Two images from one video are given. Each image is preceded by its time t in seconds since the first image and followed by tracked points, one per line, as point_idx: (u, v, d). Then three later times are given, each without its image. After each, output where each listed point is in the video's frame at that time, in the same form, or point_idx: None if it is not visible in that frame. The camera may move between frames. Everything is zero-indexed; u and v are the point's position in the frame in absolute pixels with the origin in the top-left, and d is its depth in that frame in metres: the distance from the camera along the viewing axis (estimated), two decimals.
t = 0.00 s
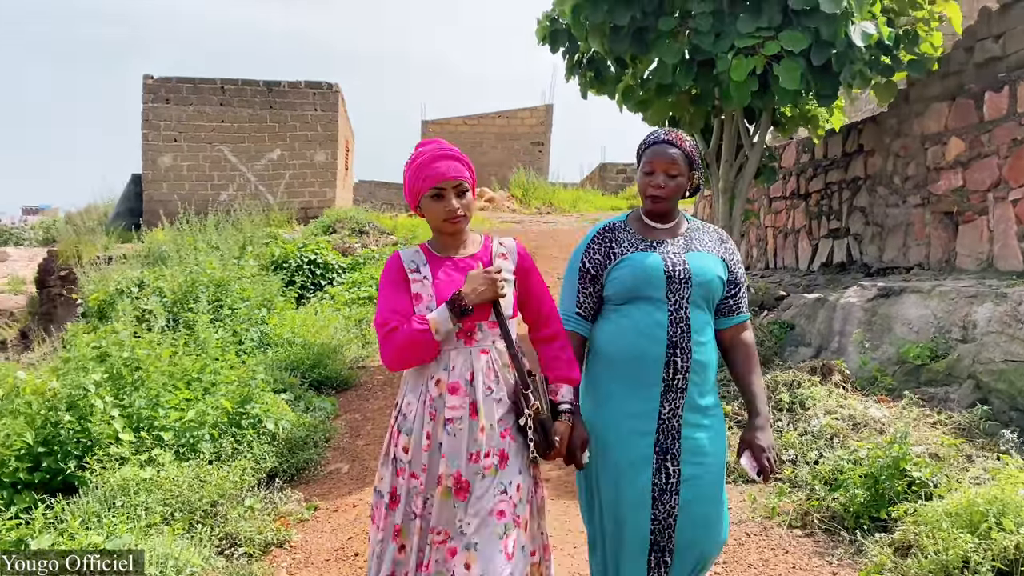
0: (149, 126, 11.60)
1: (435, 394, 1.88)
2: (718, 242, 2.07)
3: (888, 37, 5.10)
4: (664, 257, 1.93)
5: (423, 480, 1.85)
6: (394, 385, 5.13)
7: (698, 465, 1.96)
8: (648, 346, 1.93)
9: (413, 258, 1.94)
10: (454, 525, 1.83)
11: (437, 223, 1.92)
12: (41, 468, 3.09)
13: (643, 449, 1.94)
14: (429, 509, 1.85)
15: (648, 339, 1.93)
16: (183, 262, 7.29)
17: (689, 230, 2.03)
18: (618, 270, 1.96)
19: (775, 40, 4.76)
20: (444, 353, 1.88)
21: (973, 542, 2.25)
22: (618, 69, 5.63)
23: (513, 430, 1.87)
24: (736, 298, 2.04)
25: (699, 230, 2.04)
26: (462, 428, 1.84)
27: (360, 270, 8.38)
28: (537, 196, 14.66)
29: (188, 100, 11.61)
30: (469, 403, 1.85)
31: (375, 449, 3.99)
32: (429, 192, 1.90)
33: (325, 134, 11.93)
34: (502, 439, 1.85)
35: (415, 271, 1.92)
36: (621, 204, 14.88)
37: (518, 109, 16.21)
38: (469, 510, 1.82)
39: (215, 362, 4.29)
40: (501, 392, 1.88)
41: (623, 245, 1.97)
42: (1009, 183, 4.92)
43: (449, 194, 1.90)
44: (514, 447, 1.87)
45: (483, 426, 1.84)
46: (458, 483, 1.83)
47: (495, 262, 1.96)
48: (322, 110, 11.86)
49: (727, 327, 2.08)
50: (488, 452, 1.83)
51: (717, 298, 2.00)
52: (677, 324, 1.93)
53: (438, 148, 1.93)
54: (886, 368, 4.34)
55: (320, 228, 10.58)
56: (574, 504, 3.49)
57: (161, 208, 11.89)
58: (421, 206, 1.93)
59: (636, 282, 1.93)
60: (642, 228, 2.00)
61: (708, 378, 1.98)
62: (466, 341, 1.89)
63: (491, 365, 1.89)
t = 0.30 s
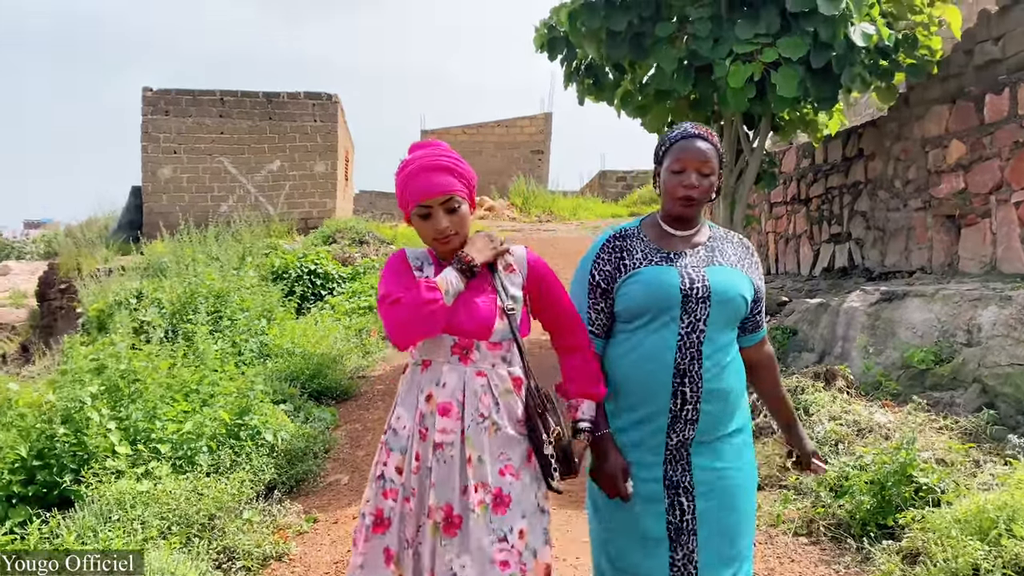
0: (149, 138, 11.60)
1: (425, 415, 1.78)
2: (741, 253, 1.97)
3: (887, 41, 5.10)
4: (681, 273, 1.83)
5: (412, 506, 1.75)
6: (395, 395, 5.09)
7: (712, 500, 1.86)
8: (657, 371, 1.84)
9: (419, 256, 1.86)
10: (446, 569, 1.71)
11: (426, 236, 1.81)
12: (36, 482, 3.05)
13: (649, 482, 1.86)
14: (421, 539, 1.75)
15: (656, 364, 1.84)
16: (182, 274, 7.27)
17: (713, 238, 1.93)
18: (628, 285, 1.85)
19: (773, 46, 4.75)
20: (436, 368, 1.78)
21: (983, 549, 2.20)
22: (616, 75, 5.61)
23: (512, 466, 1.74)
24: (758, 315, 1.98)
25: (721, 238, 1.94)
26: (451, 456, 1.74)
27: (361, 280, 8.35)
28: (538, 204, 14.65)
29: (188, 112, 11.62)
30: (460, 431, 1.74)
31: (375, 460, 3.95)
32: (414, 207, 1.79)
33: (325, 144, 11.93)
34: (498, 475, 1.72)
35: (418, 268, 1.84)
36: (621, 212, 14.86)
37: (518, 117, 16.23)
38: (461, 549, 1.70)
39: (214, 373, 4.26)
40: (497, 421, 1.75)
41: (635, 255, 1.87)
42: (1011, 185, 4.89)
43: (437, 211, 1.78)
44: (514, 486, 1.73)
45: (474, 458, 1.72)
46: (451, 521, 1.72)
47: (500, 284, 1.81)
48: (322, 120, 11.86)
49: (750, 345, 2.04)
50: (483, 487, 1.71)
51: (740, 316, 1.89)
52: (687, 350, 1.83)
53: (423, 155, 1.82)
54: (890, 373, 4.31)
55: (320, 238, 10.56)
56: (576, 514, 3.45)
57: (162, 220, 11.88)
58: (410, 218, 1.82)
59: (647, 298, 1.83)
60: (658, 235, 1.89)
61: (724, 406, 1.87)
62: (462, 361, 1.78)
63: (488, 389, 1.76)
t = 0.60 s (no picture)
0: (151, 153, 11.67)
1: (439, 449, 1.74)
2: (777, 266, 1.91)
3: (878, 39, 5.14)
4: (703, 290, 1.82)
5: (424, 550, 1.70)
6: (398, 402, 5.11)
7: (758, 537, 1.83)
8: (689, 403, 1.83)
9: (426, 273, 1.82)
10: None
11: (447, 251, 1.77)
12: (42, 495, 3.09)
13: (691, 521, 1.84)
14: None
15: (685, 393, 1.83)
16: (185, 287, 7.31)
17: (741, 251, 1.91)
18: (648, 305, 1.86)
19: (764, 46, 4.78)
20: (452, 396, 1.74)
21: (980, 540, 2.22)
22: (611, 80, 5.64)
23: (542, 504, 1.68)
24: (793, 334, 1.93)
25: (753, 250, 1.91)
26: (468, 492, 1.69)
27: (363, 288, 8.38)
28: (539, 209, 14.69)
29: (188, 126, 11.68)
30: (478, 463, 1.71)
31: (378, 466, 3.98)
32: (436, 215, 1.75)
33: (325, 155, 11.98)
34: (529, 516, 1.67)
35: (426, 286, 1.79)
36: (622, 214, 14.89)
37: (518, 124, 16.29)
38: None
39: (217, 385, 4.29)
40: (521, 453, 1.70)
41: (654, 271, 1.88)
42: (1006, 179, 4.91)
43: (456, 220, 1.75)
44: (546, 525, 1.67)
45: (498, 494, 1.68)
46: (471, 561, 1.68)
47: (523, 299, 1.79)
48: (321, 131, 11.92)
49: (800, 367, 1.97)
50: (507, 526, 1.67)
51: (776, 334, 1.84)
52: (716, 378, 1.81)
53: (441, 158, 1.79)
54: (889, 368, 4.33)
55: (322, 248, 10.60)
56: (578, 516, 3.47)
57: (164, 234, 11.93)
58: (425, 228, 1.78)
59: (669, 319, 1.82)
60: (684, 250, 1.90)
61: (761, 433, 1.84)
62: (479, 388, 1.73)
63: (506, 417, 1.72)
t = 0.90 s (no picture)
0: (146, 160, 11.74)
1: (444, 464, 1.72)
2: (768, 255, 1.88)
3: (860, 40, 5.22)
4: (699, 286, 1.78)
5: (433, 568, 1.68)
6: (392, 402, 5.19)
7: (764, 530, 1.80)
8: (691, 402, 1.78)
9: (406, 287, 1.76)
10: None
11: (460, 244, 1.76)
12: (41, 493, 3.18)
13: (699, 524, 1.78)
14: None
15: (685, 391, 1.78)
16: (181, 291, 7.38)
17: (732, 241, 1.89)
18: (642, 302, 1.81)
19: (747, 48, 4.88)
20: (453, 411, 1.73)
21: (946, 523, 2.30)
22: (600, 83, 5.72)
23: (537, 510, 1.75)
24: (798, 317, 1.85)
25: (743, 240, 1.89)
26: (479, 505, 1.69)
27: (358, 292, 8.45)
28: (533, 213, 14.77)
29: (183, 132, 11.75)
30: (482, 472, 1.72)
31: (371, 464, 4.05)
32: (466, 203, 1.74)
33: (320, 160, 12.07)
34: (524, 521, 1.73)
35: (409, 303, 1.74)
36: (617, 217, 14.98)
37: (512, 127, 16.39)
38: None
39: (212, 386, 4.36)
40: (518, 459, 1.75)
41: (646, 266, 1.83)
42: (986, 177, 4.99)
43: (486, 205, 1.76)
44: (541, 529, 1.74)
45: (498, 502, 1.71)
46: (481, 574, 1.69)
47: (517, 287, 1.83)
48: (316, 136, 12.00)
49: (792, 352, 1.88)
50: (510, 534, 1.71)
51: (772, 325, 1.83)
52: (720, 376, 1.77)
53: (473, 145, 1.78)
54: (873, 364, 4.42)
55: (316, 253, 10.67)
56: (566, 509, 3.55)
57: (160, 240, 12.00)
58: (440, 211, 1.76)
59: (664, 317, 1.78)
60: (674, 242, 1.87)
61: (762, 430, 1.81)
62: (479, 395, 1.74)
63: (507, 420, 1.75)
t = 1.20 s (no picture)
0: (144, 163, 11.85)
1: (425, 491, 1.74)
2: (749, 273, 1.91)
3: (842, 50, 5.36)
4: (686, 303, 1.80)
5: None
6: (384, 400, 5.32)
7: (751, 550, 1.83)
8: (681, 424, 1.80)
9: (380, 307, 1.80)
10: None
11: (427, 268, 1.75)
12: (44, 487, 3.30)
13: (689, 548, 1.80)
14: None
15: (677, 407, 1.80)
16: (178, 293, 7.50)
17: (711, 260, 1.92)
18: (628, 323, 1.83)
19: (731, 58, 5.01)
20: (430, 435, 1.76)
21: (904, 512, 2.46)
22: (589, 90, 5.85)
23: (527, 531, 1.76)
24: (784, 337, 1.87)
25: (722, 258, 1.92)
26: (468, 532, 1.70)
27: (352, 293, 8.58)
28: (528, 216, 14.92)
29: (180, 136, 11.87)
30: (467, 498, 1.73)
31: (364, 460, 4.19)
32: (435, 228, 1.73)
33: (315, 163, 12.20)
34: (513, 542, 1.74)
35: (385, 323, 1.78)
36: (610, 220, 15.13)
37: (507, 131, 16.53)
38: None
39: (209, 384, 4.49)
40: (502, 480, 1.76)
41: (631, 287, 1.84)
42: (963, 183, 5.14)
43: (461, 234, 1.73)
44: (530, 549, 1.76)
45: (489, 526, 1.72)
46: None
47: (494, 310, 1.84)
48: (312, 140, 12.13)
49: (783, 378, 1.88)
50: (503, 559, 1.72)
51: (758, 345, 1.85)
52: (715, 396, 1.80)
53: (460, 171, 1.76)
54: (851, 364, 4.56)
55: (312, 255, 10.80)
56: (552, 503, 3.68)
57: (157, 243, 12.12)
58: (412, 231, 1.76)
59: (651, 338, 1.79)
60: (652, 258, 1.90)
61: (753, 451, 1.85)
62: (455, 420, 1.76)
63: (488, 443, 1.77)
